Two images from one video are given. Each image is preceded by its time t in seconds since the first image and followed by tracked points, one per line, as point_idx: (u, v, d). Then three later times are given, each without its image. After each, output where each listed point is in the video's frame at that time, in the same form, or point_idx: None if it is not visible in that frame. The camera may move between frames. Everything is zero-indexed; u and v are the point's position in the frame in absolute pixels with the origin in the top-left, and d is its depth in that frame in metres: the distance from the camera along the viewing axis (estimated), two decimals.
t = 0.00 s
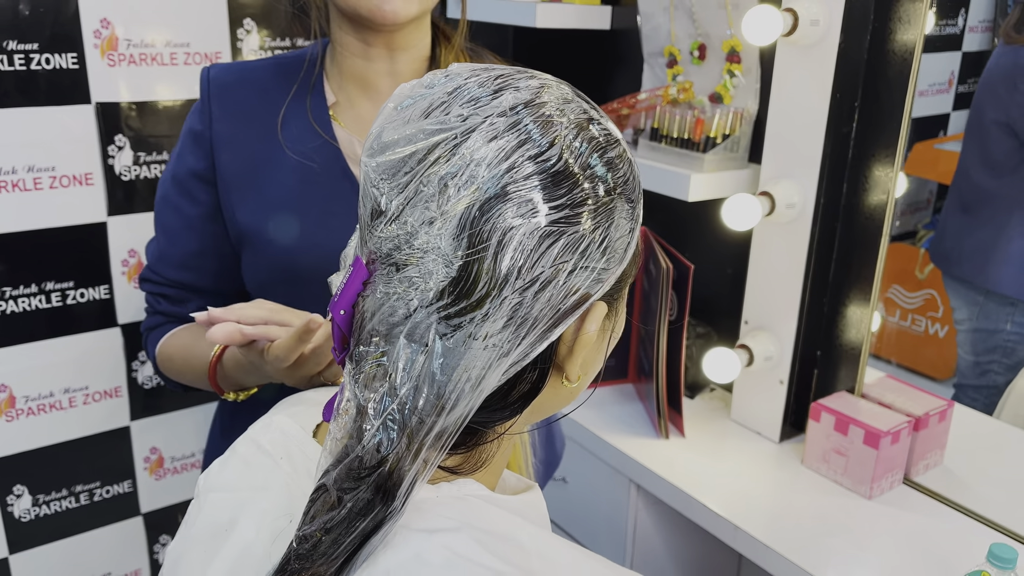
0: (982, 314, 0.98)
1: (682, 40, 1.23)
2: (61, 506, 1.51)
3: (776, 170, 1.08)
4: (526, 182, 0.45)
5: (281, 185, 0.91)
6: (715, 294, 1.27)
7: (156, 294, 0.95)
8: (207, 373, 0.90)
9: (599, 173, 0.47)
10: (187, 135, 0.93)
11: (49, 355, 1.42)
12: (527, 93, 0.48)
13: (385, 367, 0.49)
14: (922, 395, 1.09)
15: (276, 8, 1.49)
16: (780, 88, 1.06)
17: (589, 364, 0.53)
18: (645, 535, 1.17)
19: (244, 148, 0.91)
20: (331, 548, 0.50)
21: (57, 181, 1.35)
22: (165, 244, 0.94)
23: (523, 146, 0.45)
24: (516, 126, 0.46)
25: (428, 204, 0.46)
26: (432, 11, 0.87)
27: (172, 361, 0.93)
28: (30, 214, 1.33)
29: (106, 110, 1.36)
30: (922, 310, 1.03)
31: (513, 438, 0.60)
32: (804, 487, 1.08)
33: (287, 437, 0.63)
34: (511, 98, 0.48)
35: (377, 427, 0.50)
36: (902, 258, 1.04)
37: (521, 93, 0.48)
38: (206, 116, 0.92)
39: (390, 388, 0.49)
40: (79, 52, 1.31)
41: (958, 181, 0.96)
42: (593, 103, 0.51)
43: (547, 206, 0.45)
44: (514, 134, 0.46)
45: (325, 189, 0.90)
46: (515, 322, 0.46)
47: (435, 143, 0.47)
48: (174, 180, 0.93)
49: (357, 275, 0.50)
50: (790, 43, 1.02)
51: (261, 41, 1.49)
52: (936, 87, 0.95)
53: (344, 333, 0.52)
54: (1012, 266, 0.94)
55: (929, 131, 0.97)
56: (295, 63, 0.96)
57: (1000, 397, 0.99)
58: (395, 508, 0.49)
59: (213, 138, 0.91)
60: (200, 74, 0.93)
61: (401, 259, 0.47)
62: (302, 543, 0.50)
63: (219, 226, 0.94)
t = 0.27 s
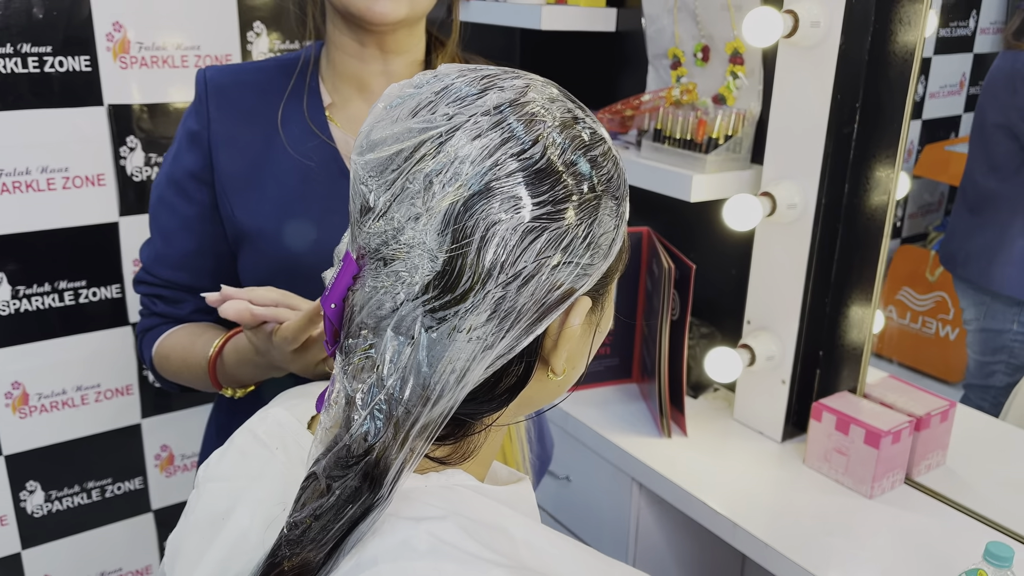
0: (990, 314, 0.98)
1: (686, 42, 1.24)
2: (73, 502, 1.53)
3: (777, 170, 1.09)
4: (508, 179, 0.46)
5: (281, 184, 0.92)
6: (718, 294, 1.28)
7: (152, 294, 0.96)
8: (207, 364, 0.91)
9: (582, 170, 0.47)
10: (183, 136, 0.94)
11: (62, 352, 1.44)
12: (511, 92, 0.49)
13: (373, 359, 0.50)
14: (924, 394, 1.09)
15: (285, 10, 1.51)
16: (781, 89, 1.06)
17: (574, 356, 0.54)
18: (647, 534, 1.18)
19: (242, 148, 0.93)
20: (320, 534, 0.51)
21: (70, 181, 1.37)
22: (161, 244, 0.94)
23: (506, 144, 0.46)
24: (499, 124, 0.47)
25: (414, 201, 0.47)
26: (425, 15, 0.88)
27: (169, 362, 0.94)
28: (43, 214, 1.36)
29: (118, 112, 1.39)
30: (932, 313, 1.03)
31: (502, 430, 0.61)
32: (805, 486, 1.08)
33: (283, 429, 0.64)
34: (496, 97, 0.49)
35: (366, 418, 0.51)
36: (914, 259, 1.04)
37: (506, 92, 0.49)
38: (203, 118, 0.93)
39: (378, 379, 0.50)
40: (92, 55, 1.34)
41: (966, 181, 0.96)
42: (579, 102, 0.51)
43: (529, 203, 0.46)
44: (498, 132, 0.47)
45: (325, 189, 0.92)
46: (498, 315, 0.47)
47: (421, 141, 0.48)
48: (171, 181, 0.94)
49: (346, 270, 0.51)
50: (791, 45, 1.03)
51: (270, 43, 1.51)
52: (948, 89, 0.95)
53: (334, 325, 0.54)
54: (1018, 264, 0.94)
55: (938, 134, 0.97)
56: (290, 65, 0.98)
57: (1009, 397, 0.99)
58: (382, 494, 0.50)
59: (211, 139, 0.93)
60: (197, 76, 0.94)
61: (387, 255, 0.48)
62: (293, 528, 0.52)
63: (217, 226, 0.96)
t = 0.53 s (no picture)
0: (998, 318, 0.98)
1: (693, 47, 1.25)
2: (89, 501, 1.56)
3: (782, 176, 1.10)
4: (499, 185, 0.47)
5: (290, 190, 0.94)
6: (725, 299, 1.28)
7: (158, 298, 0.98)
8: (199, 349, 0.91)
9: (572, 176, 0.48)
10: (191, 142, 0.95)
11: (78, 354, 1.47)
12: (504, 101, 0.50)
13: (368, 359, 0.51)
14: (930, 400, 1.09)
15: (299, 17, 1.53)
16: (786, 95, 1.07)
17: (567, 358, 0.55)
18: (653, 537, 1.18)
19: (251, 155, 0.94)
20: (317, 530, 0.52)
21: (87, 186, 1.39)
22: (170, 251, 0.96)
23: (498, 151, 0.47)
24: (491, 131, 0.48)
25: (408, 206, 0.49)
26: (431, 26, 0.90)
27: (170, 363, 0.95)
28: (60, 218, 1.38)
29: (134, 117, 1.41)
30: (947, 318, 1.02)
31: (497, 430, 0.62)
32: (810, 490, 1.09)
33: (284, 428, 0.65)
34: (489, 105, 0.50)
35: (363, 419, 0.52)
36: (926, 264, 1.03)
37: (499, 100, 0.50)
38: (212, 125, 0.94)
39: (373, 380, 0.51)
40: (108, 62, 1.36)
41: (976, 186, 0.97)
42: (572, 110, 0.53)
43: (518, 209, 0.47)
44: (490, 140, 0.48)
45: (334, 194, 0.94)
46: (489, 316, 0.48)
47: (416, 148, 0.49)
48: (179, 187, 0.95)
49: (343, 274, 0.53)
50: (797, 50, 1.03)
51: (283, 50, 1.53)
52: (962, 93, 0.95)
53: (331, 327, 0.55)
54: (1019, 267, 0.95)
55: (953, 137, 0.97)
56: (298, 72, 0.98)
57: (1018, 403, 0.98)
58: (376, 492, 0.51)
59: (220, 147, 0.94)
60: (205, 83, 0.95)
61: (382, 258, 0.49)
62: (290, 525, 0.53)
63: (224, 231, 0.97)
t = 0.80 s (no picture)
0: (1012, 323, 0.98)
1: (704, 51, 1.25)
2: (105, 500, 1.58)
3: (791, 179, 1.10)
4: (496, 187, 0.48)
5: (310, 194, 0.92)
6: (736, 302, 1.28)
7: (171, 295, 0.94)
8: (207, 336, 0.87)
9: (570, 178, 0.49)
10: (209, 140, 0.93)
11: (95, 355, 1.49)
12: (502, 104, 0.51)
13: (368, 358, 0.52)
14: (940, 404, 1.09)
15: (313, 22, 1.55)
16: (796, 99, 1.07)
17: (566, 358, 0.55)
18: (662, 540, 1.18)
19: (272, 156, 0.93)
20: (318, 525, 0.53)
21: (105, 190, 1.42)
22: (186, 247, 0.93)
23: (496, 153, 0.48)
24: (490, 133, 0.49)
25: (408, 207, 0.49)
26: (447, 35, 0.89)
27: (179, 358, 0.90)
28: (78, 221, 1.40)
29: (151, 122, 1.43)
30: (964, 323, 1.02)
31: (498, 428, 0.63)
32: (819, 494, 1.09)
33: (289, 427, 0.68)
34: (488, 108, 0.51)
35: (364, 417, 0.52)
36: (944, 269, 1.03)
37: (499, 104, 0.51)
38: (233, 126, 0.92)
39: (373, 378, 0.52)
40: (126, 68, 1.38)
41: (990, 191, 0.96)
42: (572, 113, 0.53)
43: (515, 210, 0.48)
44: (488, 142, 0.49)
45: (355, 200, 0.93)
46: (487, 316, 0.49)
47: (416, 151, 0.50)
48: (196, 184, 0.93)
49: (346, 274, 0.54)
50: (806, 54, 1.04)
51: (298, 55, 1.55)
52: (978, 97, 0.94)
53: (334, 327, 0.56)
54: None
55: (970, 141, 0.97)
56: (320, 76, 0.97)
57: None
58: (376, 487, 0.52)
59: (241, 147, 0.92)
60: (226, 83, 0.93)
61: (383, 258, 0.50)
62: (292, 520, 0.54)
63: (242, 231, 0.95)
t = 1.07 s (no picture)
0: None
1: (714, 55, 1.25)
2: (118, 500, 1.59)
3: (800, 183, 1.09)
4: (494, 189, 0.48)
5: (320, 199, 0.93)
6: (746, 306, 1.28)
7: (184, 295, 0.94)
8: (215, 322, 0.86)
9: (569, 181, 0.49)
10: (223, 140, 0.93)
11: (109, 356, 1.50)
12: (501, 106, 0.51)
13: (367, 359, 0.52)
14: (950, 409, 1.08)
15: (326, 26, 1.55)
16: (805, 103, 1.07)
17: (565, 359, 0.56)
18: (671, 544, 1.18)
19: (284, 159, 0.92)
20: (317, 525, 0.54)
21: (119, 192, 1.43)
22: (198, 244, 0.93)
23: (494, 156, 0.48)
24: (488, 135, 0.49)
25: (407, 209, 0.50)
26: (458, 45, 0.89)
27: (193, 352, 0.90)
28: (93, 223, 1.42)
29: (165, 125, 1.44)
30: (979, 328, 1.01)
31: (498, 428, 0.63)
32: (828, 499, 1.08)
33: (292, 426, 0.68)
34: (487, 110, 0.51)
35: (363, 418, 0.53)
36: (958, 272, 1.02)
37: (498, 106, 0.51)
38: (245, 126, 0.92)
39: (372, 379, 0.52)
40: (140, 72, 1.40)
41: (1004, 195, 0.95)
42: (572, 115, 0.53)
43: (513, 213, 0.48)
44: (487, 144, 0.49)
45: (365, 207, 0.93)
46: (485, 318, 0.49)
47: (415, 153, 0.51)
48: (210, 183, 0.93)
49: (346, 276, 0.54)
50: (816, 57, 1.03)
51: (310, 59, 1.56)
52: (994, 100, 0.93)
53: (334, 327, 0.57)
54: None
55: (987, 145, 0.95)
56: (333, 78, 0.96)
57: None
58: (375, 487, 0.52)
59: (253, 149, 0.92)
60: (239, 83, 0.93)
61: (382, 260, 0.51)
62: (292, 519, 0.55)
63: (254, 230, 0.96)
